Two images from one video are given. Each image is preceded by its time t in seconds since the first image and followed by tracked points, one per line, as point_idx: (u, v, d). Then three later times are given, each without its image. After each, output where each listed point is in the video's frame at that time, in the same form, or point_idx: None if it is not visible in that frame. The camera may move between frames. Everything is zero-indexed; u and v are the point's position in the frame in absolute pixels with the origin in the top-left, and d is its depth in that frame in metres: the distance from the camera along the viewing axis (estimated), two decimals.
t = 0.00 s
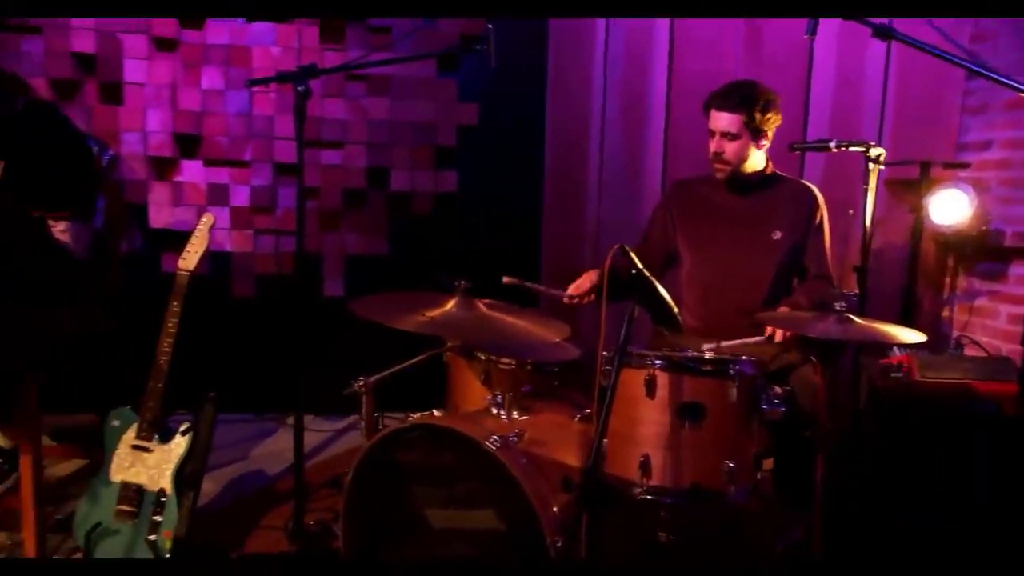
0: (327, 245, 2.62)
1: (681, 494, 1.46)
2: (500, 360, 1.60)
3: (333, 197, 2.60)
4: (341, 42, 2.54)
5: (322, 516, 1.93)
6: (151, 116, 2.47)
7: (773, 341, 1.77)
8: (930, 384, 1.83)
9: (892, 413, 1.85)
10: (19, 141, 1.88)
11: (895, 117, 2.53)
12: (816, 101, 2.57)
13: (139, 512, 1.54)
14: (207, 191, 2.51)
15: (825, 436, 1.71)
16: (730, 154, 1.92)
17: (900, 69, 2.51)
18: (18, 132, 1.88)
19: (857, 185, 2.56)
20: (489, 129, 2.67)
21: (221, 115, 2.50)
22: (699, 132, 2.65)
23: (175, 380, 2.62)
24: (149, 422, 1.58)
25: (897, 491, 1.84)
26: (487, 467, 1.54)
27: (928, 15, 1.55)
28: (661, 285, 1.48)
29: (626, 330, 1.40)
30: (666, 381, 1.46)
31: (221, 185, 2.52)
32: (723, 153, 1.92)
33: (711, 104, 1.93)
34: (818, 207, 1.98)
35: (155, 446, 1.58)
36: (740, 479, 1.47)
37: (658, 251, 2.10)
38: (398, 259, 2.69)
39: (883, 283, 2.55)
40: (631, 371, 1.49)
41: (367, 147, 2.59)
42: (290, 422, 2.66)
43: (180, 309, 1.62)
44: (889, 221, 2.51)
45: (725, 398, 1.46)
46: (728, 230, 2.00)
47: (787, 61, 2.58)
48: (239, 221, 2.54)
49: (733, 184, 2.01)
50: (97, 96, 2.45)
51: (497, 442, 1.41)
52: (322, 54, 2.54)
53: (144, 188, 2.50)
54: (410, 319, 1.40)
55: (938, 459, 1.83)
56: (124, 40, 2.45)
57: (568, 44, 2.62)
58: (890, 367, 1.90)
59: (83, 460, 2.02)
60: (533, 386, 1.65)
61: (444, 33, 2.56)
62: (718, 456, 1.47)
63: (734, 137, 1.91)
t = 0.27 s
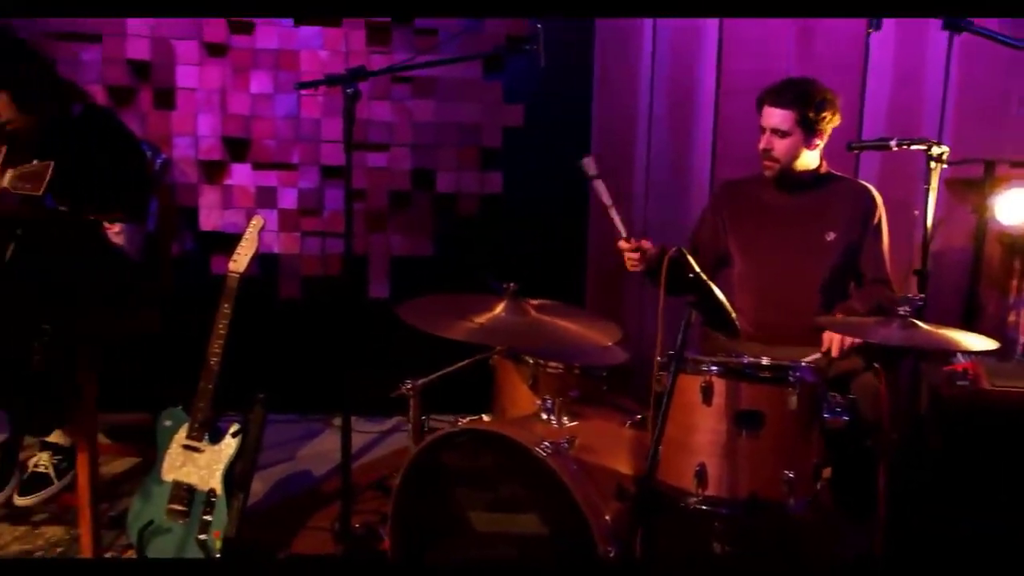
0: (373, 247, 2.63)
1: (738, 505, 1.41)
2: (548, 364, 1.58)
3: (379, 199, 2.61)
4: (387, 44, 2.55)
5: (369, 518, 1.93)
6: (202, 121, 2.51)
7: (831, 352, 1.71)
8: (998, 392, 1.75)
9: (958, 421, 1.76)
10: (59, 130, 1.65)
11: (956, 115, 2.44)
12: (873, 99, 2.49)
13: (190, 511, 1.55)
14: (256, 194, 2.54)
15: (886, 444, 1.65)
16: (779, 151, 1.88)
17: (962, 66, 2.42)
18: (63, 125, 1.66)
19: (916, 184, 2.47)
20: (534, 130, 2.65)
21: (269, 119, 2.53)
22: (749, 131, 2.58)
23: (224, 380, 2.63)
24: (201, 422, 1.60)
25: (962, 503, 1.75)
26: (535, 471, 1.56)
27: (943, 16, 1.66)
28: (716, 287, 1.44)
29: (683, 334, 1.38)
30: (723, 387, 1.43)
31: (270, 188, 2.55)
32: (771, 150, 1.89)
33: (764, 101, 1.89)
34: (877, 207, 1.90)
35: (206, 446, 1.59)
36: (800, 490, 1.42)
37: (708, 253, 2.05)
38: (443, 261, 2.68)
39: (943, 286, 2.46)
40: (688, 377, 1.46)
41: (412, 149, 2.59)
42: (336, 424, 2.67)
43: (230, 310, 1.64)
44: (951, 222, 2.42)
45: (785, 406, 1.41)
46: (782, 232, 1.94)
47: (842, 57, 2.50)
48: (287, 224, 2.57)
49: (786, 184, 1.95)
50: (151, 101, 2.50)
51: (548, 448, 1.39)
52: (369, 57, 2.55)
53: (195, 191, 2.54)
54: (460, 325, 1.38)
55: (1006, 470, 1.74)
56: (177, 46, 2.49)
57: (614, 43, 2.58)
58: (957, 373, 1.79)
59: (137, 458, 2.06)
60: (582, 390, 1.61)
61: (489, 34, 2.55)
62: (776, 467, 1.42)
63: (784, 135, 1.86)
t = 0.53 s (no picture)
0: (416, 247, 2.62)
1: (801, 519, 1.37)
2: (597, 368, 1.55)
3: (422, 199, 2.60)
4: (431, 44, 2.54)
5: (411, 521, 1.91)
6: (248, 121, 2.52)
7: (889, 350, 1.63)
8: None
9: None
10: (111, 132, 1.66)
11: None
12: (932, 96, 2.40)
13: (235, 511, 1.56)
14: (300, 194, 2.55)
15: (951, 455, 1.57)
16: (843, 146, 1.81)
17: None
18: (115, 126, 1.67)
19: (980, 182, 2.37)
20: (578, 129, 2.61)
21: (314, 119, 2.53)
22: (800, 127, 2.51)
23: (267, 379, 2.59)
24: (246, 422, 1.59)
25: None
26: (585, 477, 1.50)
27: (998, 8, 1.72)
28: (779, 288, 1.39)
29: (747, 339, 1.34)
30: (786, 396, 1.38)
31: (313, 188, 2.55)
32: (835, 145, 1.81)
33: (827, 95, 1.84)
34: (940, 206, 1.83)
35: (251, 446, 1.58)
36: (868, 505, 1.36)
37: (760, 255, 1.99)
38: (486, 262, 2.66)
39: (1008, 290, 2.35)
40: (748, 384, 1.41)
41: (456, 148, 2.58)
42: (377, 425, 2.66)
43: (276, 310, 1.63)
44: (1016, 223, 2.31)
45: (852, 416, 1.35)
46: (837, 234, 1.88)
47: (899, 53, 2.41)
48: (330, 224, 2.57)
49: (844, 181, 1.88)
50: (198, 102, 2.52)
51: (601, 455, 1.35)
52: (413, 56, 2.54)
53: (240, 191, 2.55)
54: (507, 320, 1.38)
55: None
56: (224, 46, 2.50)
57: (660, 42, 2.53)
58: None
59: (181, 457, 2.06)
60: (631, 395, 1.58)
61: (534, 32, 2.52)
62: (843, 479, 1.36)
63: (850, 129, 1.80)
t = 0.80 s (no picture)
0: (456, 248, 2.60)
1: (867, 536, 1.33)
2: (645, 373, 1.53)
3: (463, 200, 2.58)
4: (472, 43, 2.52)
5: (454, 526, 1.89)
6: (290, 123, 2.53)
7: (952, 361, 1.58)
8: None
9: None
10: (162, 134, 1.68)
11: None
12: (993, 93, 2.33)
13: (279, 514, 1.55)
14: (341, 195, 2.54)
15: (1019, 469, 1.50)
16: (906, 146, 1.74)
17: None
18: (163, 129, 1.69)
19: None
20: (621, 128, 2.57)
21: (355, 119, 2.52)
22: (851, 125, 2.44)
23: (308, 382, 2.51)
24: (291, 425, 1.58)
25: None
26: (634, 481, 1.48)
27: None
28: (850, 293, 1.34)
29: (814, 350, 1.31)
30: (854, 407, 1.35)
31: (354, 189, 2.54)
32: (898, 144, 1.74)
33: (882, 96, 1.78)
34: (1010, 208, 1.74)
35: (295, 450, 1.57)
36: (942, 523, 1.32)
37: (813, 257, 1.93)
38: (526, 263, 2.63)
39: None
40: (814, 395, 1.39)
41: (497, 149, 2.55)
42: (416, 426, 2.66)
43: (320, 312, 1.61)
44: None
45: (925, 429, 1.31)
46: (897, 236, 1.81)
47: (958, 51, 2.34)
48: (370, 225, 2.56)
49: (905, 181, 1.81)
50: (241, 104, 2.53)
51: (658, 466, 1.30)
52: (454, 57, 2.52)
53: (281, 193, 2.56)
54: (561, 335, 1.36)
55: None
56: (266, 48, 2.51)
57: (705, 41, 2.47)
58: None
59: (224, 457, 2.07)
60: (682, 402, 1.55)
61: (577, 31, 2.48)
62: (915, 496, 1.32)
63: (912, 128, 1.72)
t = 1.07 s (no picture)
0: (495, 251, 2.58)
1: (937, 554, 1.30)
2: (691, 381, 1.51)
3: (502, 203, 2.56)
4: (511, 44, 2.49)
5: (494, 533, 1.86)
6: (329, 125, 2.53)
7: None
8: None
9: None
10: (208, 138, 1.68)
11: None
12: None
13: (321, 519, 1.54)
14: (379, 197, 2.54)
15: None
16: (969, 147, 1.68)
17: None
18: (208, 133, 1.69)
19: None
20: (661, 130, 2.53)
21: (394, 122, 2.52)
22: (903, 129, 2.33)
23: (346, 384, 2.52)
24: (334, 429, 1.57)
25: None
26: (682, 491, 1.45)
27: None
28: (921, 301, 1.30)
29: (886, 352, 1.26)
30: (922, 420, 1.30)
31: (392, 191, 2.54)
32: (960, 145, 1.68)
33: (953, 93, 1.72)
34: None
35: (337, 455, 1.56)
36: (1018, 542, 1.27)
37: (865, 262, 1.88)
38: (565, 266, 2.61)
39: None
40: (881, 407, 1.34)
41: (536, 151, 2.53)
42: (454, 429, 2.65)
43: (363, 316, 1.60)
44: None
45: (1000, 444, 1.26)
46: (954, 241, 1.76)
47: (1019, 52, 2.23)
48: (408, 228, 2.55)
49: (965, 185, 1.75)
50: (282, 107, 2.54)
51: (715, 478, 1.28)
52: (493, 58, 2.49)
53: (320, 195, 2.56)
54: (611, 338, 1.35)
55: None
56: (306, 51, 2.51)
57: (748, 41, 2.46)
58: None
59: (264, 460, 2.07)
60: (733, 410, 1.52)
61: (618, 31, 2.44)
62: (991, 514, 1.27)
63: (977, 129, 1.67)
